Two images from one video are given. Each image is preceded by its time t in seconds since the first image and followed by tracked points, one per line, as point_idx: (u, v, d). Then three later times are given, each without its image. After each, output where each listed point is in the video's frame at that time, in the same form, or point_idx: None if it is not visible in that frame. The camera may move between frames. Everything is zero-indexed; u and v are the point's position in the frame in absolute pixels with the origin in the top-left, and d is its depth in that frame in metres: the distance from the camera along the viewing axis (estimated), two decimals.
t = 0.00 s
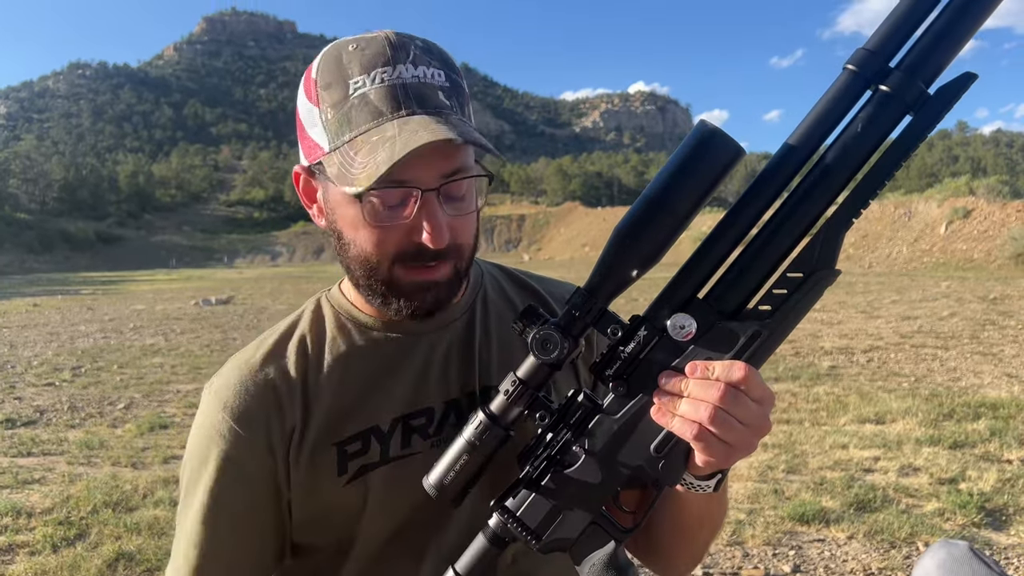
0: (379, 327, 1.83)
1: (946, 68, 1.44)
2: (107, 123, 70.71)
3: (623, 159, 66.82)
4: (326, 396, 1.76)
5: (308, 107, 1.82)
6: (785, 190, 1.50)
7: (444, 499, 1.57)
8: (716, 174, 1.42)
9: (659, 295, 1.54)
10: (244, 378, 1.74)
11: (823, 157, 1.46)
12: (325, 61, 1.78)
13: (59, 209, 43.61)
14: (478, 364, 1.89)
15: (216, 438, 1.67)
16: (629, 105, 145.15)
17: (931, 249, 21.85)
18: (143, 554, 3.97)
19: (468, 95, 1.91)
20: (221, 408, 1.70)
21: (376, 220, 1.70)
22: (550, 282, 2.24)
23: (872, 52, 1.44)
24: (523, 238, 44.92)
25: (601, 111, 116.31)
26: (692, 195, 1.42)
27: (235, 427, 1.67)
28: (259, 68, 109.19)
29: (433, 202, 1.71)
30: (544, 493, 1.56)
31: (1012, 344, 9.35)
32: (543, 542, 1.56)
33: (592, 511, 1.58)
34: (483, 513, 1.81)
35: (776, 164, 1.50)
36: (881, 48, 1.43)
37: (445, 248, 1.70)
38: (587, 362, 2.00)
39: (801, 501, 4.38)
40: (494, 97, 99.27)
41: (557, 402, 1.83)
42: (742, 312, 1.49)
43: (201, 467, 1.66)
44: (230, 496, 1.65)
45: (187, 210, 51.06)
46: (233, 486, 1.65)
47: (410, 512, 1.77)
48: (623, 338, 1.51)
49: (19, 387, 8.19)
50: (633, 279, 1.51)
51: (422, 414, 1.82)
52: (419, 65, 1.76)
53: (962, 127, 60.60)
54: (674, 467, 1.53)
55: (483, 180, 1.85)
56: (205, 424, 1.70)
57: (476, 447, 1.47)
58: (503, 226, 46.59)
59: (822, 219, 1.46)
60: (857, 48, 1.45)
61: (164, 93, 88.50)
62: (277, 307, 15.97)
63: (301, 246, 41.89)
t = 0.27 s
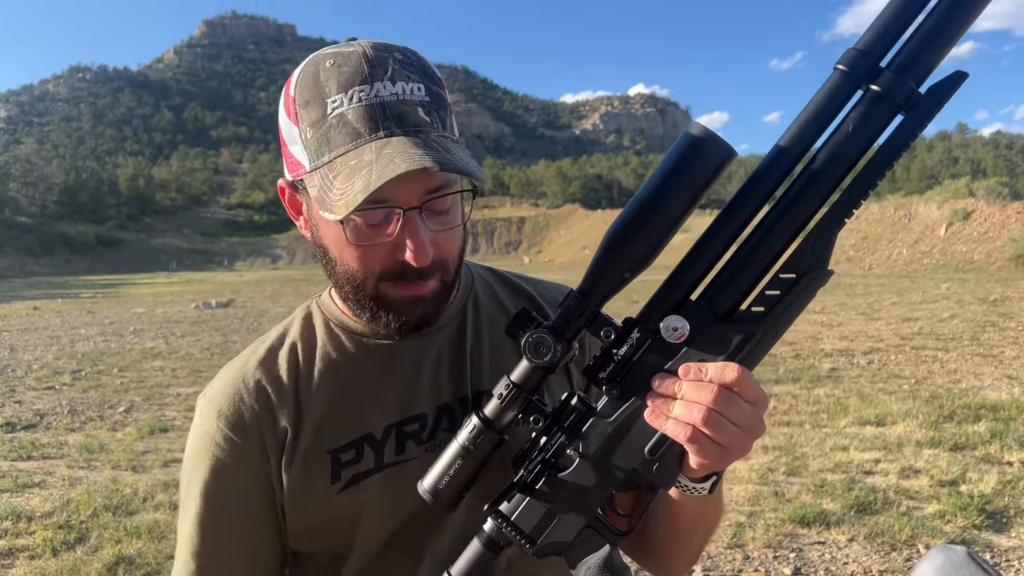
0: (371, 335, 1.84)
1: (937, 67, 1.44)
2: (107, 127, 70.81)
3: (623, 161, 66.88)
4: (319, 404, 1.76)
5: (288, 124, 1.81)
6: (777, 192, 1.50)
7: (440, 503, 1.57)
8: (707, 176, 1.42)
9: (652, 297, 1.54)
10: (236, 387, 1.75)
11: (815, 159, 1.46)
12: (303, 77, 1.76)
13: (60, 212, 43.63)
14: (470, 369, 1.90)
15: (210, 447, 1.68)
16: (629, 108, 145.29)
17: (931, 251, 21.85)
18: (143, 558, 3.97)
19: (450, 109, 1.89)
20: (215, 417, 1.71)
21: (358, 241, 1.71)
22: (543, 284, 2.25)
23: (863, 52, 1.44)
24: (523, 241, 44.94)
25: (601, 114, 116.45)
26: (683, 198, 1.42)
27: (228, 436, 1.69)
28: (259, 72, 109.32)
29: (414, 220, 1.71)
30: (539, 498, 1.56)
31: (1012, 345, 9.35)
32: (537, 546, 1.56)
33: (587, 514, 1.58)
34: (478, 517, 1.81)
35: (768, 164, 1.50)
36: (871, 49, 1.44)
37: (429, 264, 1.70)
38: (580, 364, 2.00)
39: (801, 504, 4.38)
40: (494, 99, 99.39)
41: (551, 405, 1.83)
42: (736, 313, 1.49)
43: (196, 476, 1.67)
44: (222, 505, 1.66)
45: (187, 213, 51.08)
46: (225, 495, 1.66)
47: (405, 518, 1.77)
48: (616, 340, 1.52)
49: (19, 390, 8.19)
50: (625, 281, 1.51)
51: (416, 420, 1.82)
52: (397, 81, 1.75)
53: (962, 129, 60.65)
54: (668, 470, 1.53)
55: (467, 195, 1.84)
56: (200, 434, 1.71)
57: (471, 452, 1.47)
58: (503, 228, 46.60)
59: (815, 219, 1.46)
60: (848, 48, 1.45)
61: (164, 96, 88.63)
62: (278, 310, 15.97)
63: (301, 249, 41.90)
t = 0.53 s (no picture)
0: (372, 337, 1.84)
1: (932, 65, 1.45)
2: (107, 129, 70.89)
3: (623, 163, 66.93)
4: (318, 407, 1.76)
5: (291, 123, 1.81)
6: (773, 190, 1.51)
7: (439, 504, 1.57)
8: (704, 175, 1.42)
9: (649, 297, 1.55)
10: (235, 389, 1.75)
11: (810, 158, 1.47)
12: (307, 77, 1.76)
13: (60, 214, 43.63)
14: (469, 370, 1.90)
15: (210, 449, 1.68)
16: (628, 109, 145.35)
17: (931, 252, 21.87)
18: (143, 560, 3.97)
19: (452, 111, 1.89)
20: (214, 420, 1.71)
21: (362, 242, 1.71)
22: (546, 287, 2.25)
23: (857, 51, 1.45)
24: (523, 242, 44.93)
25: (601, 115, 116.58)
26: (680, 197, 1.43)
27: (228, 438, 1.68)
28: (259, 74, 109.43)
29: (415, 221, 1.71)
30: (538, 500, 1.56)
31: (1013, 346, 9.35)
32: (537, 546, 1.56)
33: (586, 515, 1.58)
34: (478, 518, 1.81)
35: (764, 164, 1.50)
36: (866, 47, 1.44)
37: (429, 264, 1.70)
38: (579, 364, 2.01)
39: (801, 505, 4.38)
40: (494, 101, 99.46)
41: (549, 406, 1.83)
42: (733, 312, 1.49)
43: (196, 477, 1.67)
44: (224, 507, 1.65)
45: (187, 215, 51.09)
46: (224, 497, 1.66)
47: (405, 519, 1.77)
48: (614, 341, 1.52)
49: (20, 392, 8.20)
50: (623, 281, 1.51)
51: (415, 421, 1.82)
52: (399, 81, 1.75)
53: (962, 130, 60.69)
54: (667, 469, 1.53)
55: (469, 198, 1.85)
56: (199, 437, 1.71)
57: (470, 453, 1.48)
58: (503, 230, 46.62)
59: (812, 218, 1.46)
60: (843, 46, 1.45)
61: (165, 98, 88.69)
62: (278, 312, 15.97)
63: (301, 251, 41.91)
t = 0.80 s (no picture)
0: (371, 334, 1.84)
1: (930, 64, 1.45)
2: (107, 131, 70.92)
3: (623, 164, 66.97)
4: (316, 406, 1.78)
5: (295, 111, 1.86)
6: (771, 190, 1.51)
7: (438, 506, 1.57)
8: (702, 175, 1.43)
9: (649, 296, 1.54)
10: (237, 386, 1.78)
11: (807, 158, 1.47)
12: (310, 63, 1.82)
13: (60, 216, 43.63)
14: (469, 371, 1.90)
15: (209, 447, 1.72)
16: (628, 110, 145.44)
17: (931, 253, 21.88)
18: (143, 562, 3.97)
19: (452, 104, 1.90)
20: (215, 417, 1.75)
21: (355, 220, 1.71)
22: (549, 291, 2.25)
23: (855, 50, 1.45)
24: (523, 244, 44.93)
25: (601, 117, 116.72)
26: (679, 197, 1.43)
27: (227, 435, 1.73)
28: (259, 76, 109.52)
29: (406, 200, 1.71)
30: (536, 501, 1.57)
31: (1013, 347, 9.35)
32: (538, 547, 1.57)
33: (586, 515, 1.59)
34: (478, 518, 1.81)
35: (762, 164, 1.51)
36: (864, 46, 1.44)
37: (420, 250, 1.70)
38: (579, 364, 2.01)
39: (802, 506, 4.38)
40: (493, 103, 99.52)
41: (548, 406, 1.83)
42: (732, 311, 1.49)
43: (197, 472, 1.71)
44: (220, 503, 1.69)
45: (187, 217, 51.10)
46: (221, 494, 1.70)
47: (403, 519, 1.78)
48: (613, 341, 1.52)
49: (19, 394, 8.19)
50: (621, 282, 1.50)
51: (414, 421, 1.82)
52: (396, 67, 1.78)
53: (961, 131, 60.74)
54: (667, 468, 1.53)
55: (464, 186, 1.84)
56: (200, 432, 1.75)
57: (469, 454, 1.48)
58: (503, 231, 46.63)
59: (810, 216, 1.46)
60: (840, 46, 1.46)
61: (164, 100, 88.76)
62: (278, 314, 15.97)
63: (301, 252, 41.90)
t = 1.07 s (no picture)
0: (373, 324, 1.87)
1: (924, 60, 1.45)
2: (108, 132, 70.94)
3: (623, 165, 66.99)
4: (318, 387, 1.80)
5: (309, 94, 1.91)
6: (765, 187, 1.50)
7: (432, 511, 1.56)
8: (692, 176, 1.43)
9: (644, 296, 1.54)
10: (243, 359, 1.81)
11: (801, 156, 1.47)
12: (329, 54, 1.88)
13: (60, 217, 43.60)
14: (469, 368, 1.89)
15: (214, 410, 1.72)
16: (628, 111, 145.56)
17: (931, 254, 21.88)
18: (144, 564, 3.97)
19: (459, 97, 1.88)
20: (221, 384, 1.76)
21: (335, 178, 1.77)
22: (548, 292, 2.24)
23: (850, 45, 1.45)
24: (523, 245, 44.93)
25: (601, 118, 116.91)
26: (670, 194, 1.43)
27: (231, 402, 1.73)
28: (259, 77, 109.57)
29: (382, 162, 1.75)
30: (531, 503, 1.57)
31: (1013, 349, 9.34)
32: (535, 549, 1.57)
33: (583, 517, 1.59)
34: (475, 518, 1.80)
35: (756, 163, 1.51)
36: (858, 42, 1.44)
37: (391, 216, 1.71)
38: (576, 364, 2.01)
39: (802, 507, 4.38)
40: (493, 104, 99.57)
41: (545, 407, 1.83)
42: (727, 311, 1.49)
43: (194, 434, 1.70)
44: (216, 463, 1.67)
45: (187, 219, 51.10)
46: (217, 458, 1.67)
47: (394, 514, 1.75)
48: (608, 341, 1.52)
49: (19, 396, 8.19)
50: (615, 283, 1.49)
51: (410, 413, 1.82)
52: (399, 50, 1.80)
53: (962, 132, 60.79)
54: (662, 469, 1.53)
55: (452, 167, 1.82)
56: (203, 398, 1.76)
57: (464, 457, 1.47)
58: (503, 232, 46.64)
59: (804, 217, 1.46)
60: (835, 42, 1.45)
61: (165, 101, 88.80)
62: (278, 315, 15.97)
63: (302, 254, 41.90)
